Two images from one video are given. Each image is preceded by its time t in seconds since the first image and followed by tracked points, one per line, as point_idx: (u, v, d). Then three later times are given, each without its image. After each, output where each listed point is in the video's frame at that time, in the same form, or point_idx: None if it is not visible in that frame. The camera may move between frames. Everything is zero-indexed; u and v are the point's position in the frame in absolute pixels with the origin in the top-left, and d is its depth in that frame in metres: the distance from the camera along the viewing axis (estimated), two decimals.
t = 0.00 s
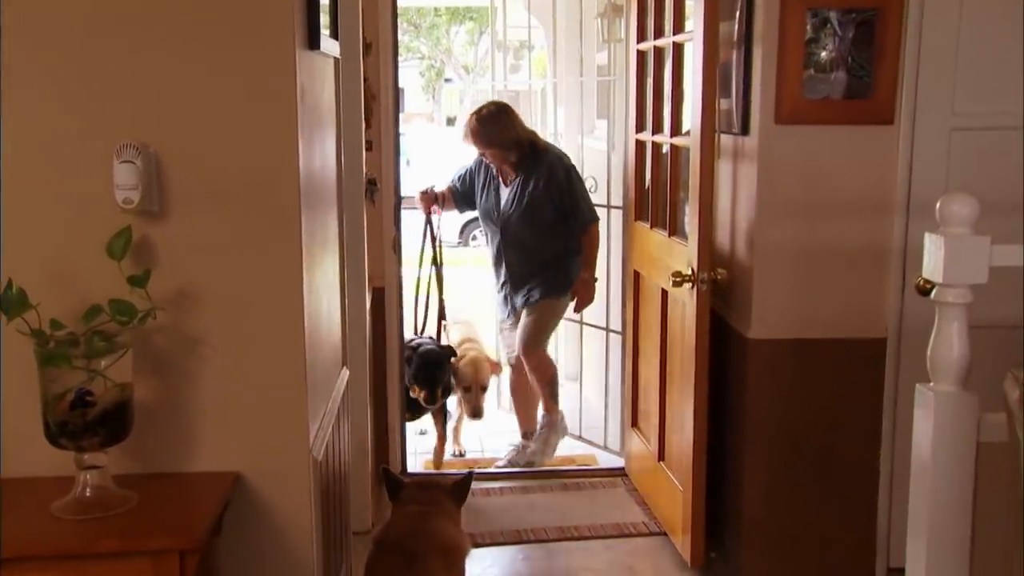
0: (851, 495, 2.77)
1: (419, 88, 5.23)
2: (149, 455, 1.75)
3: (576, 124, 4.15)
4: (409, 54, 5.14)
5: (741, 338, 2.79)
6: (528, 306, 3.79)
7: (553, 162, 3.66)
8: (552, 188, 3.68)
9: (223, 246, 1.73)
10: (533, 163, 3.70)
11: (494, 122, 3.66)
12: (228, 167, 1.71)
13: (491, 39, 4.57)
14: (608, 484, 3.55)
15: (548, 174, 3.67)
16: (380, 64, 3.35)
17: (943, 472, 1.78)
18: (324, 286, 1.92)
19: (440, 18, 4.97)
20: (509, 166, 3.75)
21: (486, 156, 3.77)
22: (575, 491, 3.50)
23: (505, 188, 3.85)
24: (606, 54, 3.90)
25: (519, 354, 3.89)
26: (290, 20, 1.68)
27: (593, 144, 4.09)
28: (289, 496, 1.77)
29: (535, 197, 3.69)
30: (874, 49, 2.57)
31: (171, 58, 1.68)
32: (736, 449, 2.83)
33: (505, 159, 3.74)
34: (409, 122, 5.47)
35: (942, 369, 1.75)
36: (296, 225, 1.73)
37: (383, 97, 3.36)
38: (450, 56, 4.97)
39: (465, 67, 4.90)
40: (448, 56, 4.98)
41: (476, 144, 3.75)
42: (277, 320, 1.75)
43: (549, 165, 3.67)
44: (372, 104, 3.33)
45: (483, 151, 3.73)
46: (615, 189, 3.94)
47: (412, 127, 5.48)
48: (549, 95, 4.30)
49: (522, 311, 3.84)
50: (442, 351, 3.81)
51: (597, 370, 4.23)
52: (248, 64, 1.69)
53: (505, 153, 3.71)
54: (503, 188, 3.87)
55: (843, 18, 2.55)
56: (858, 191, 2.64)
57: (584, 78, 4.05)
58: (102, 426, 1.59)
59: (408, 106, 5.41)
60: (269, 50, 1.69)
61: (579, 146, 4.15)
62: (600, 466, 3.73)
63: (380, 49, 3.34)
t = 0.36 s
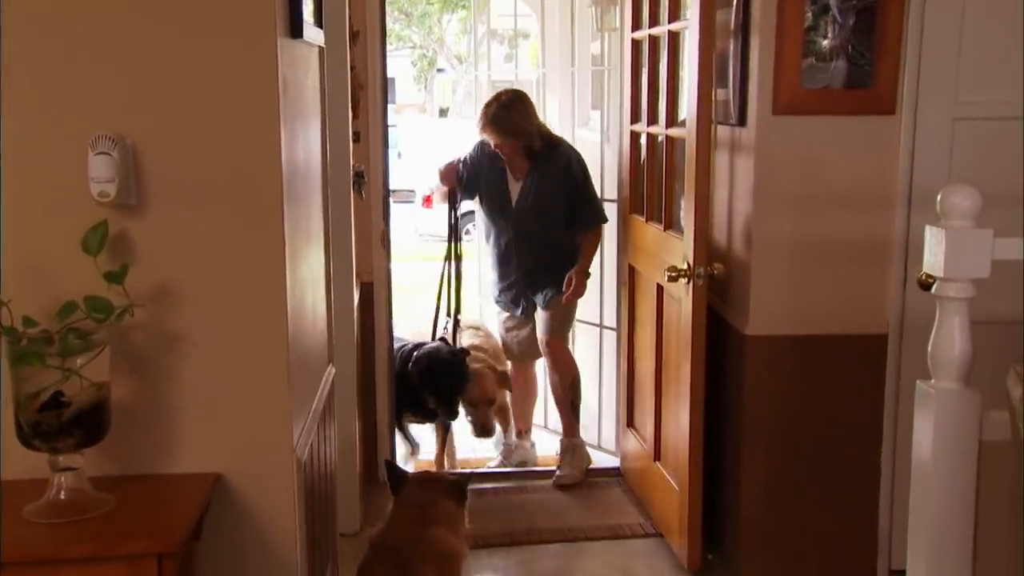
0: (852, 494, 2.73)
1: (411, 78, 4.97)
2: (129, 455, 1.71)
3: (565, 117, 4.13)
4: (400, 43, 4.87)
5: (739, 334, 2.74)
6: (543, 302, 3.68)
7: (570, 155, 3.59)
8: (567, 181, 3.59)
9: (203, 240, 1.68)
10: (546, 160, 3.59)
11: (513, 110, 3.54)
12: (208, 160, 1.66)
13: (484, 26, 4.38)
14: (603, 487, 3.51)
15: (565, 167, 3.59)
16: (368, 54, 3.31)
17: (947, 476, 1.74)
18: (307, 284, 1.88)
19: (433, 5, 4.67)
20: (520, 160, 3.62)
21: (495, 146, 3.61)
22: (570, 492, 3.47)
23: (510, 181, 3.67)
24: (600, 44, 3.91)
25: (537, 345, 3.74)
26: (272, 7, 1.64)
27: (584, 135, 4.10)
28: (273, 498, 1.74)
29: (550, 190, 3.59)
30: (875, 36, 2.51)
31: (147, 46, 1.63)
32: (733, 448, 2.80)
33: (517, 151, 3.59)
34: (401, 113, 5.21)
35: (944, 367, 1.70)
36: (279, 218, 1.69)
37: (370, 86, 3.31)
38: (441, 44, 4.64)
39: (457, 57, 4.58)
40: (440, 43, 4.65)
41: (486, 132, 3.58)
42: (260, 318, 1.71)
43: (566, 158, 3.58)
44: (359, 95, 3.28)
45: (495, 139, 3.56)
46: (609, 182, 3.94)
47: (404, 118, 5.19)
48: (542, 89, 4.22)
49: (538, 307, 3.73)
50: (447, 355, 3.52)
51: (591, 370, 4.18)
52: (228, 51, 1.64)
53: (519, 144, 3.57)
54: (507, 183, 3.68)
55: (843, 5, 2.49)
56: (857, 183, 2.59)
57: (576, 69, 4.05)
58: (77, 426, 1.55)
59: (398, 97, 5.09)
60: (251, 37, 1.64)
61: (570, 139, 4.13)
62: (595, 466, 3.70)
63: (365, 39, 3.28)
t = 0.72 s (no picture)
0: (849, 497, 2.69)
1: (399, 71, 4.67)
2: (104, 457, 1.67)
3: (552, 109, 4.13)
4: (387, 34, 4.55)
5: (731, 332, 2.70)
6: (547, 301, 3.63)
7: (582, 154, 3.55)
8: (578, 180, 3.54)
9: (178, 237, 1.64)
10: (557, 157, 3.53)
11: (529, 106, 3.46)
12: (185, 153, 1.62)
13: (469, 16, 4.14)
14: (595, 488, 3.48)
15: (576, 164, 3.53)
16: (353, 43, 3.25)
17: (946, 483, 1.70)
18: (287, 282, 1.84)
19: None
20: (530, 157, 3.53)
21: (508, 144, 3.53)
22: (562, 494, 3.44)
23: (519, 181, 3.59)
24: (590, 35, 3.92)
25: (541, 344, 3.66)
26: None
27: (574, 123, 4.12)
28: (253, 500, 1.70)
29: (561, 188, 3.53)
30: (872, 25, 2.47)
31: (121, 36, 1.58)
32: (726, 446, 2.76)
33: (529, 149, 3.52)
34: (388, 107, 4.86)
35: (940, 365, 1.67)
36: (259, 215, 1.65)
37: (355, 79, 3.26)
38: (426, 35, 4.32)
39: (446, 48, 4.22)
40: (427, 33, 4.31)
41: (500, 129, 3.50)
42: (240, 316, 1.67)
43: (577, 157, 3.54)
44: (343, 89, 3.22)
45: (509, 136, 3.49)
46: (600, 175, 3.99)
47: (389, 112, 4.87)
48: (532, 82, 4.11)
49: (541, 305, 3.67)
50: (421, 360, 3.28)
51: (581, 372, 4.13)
52: (206, 42, 1.60)
53: (534, 139, 3.50)
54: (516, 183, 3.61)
55: None
56: (851, 177, 2.56)
57: (563, 63, 4.01)
58: (50, 429, 1.50)
59: (386, 90, 4.77)
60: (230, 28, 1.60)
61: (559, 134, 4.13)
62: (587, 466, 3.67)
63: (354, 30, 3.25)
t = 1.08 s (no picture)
0: (836, 493, 2.69)
1: (385, 66, 4.50)
2: (84, 455, 1.65)
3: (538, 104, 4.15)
4: (373, 29, 4.39)
5: (717, 328, 2.69)
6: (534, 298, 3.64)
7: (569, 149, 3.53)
8: (567, 177, 3.51)
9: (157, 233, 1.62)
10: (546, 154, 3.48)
11: (521, 96, 3.41)
12: (165, 149, 1.60)
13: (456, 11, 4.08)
14: (582, 484, 3.48)
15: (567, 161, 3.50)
16: (336, 39, 3.23)
17: (928, 479, 1.70)
18: (269, 279, 1.83)
19: None
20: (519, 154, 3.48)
21: (499, 139, 3.44)
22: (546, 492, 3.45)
23: (507, 182, 3.51)
24: (579, 28, 3.98)
25: (529, 338, 3.69)
26: None
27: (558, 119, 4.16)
28: (235, 499, 1.69)
29: (551, 184, 3.49)
30: (857, 21, 2.46)
31: (99, 32, 1.56)
32: (712, 443, 2.76)
33: (520, 146, 3.47)
34: (375, 102, 4.70)
35: (923, 363, 1.67)
36: (240, 212, 1.63)
37: (339, 74, 3.25)
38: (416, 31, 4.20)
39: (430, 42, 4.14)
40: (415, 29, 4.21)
41: (493, 123, 3.42)
42: (221, 313, 1.65)
43: (565, 153, 3.51)
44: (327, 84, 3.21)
45: (503, 129, 3.41)
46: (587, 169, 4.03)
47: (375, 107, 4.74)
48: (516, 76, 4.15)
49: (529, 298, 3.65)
50: (424, 364, 3.11)
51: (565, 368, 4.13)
52: (186, 37, 1.58)
53: (525, 134, 3.44)
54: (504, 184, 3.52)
55: None
56: (838, 172, 2.56)
57: (549, 55, 4.05)
58: (27, 428, 1.49)
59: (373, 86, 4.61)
60: (210, 22, 1.58)
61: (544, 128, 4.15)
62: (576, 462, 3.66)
63: (337, 25, 3.22)
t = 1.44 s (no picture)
0: (817, 484, 2.71)
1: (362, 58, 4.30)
2: (71, 451, 1.65)
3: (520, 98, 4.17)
4: (351, 22, 4.25)
5: (701, 321, 2.71)
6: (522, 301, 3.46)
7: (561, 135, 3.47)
8: (559, 165, 3.46)
9: (143, 227, 1.61)
10: (539, 142, 3.42)
11: (515, 82, 3.35)
12: (151, 142, 1.60)
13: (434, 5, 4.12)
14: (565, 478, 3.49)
15: (560, 149, 3.45)
16: (317, 32, 3.22)
17: (911, 469, 1.73)
18: (255, 273, 1.83)
19: None
20: (512, 141, 3.41)
21: (493, 126, 3.36)
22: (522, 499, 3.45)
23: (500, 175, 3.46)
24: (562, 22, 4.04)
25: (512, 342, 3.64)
26: None
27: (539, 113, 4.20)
28: (223, 494, 1.69)
29: (544, 173, 3.44)
30: (840, 15, 2.48)
31: (84, 24, 1.55)
32: (695, 435, 2.78)
33: (513, 134, 3.39)
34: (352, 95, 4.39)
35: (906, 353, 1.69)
36: (227, 205, 1.63)
37: (321, 67, 3.23)
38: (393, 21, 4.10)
39: (409, 36, 4.14)
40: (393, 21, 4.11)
41: (486, 108, 3.34)
42: (208, 307, 1.65)
43: (556, 140, 3.45)
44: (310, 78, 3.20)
45: (497, 114, 3.33)
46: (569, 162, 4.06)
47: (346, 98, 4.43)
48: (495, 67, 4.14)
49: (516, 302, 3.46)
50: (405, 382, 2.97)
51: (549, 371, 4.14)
52: (172, 29, 1.58)
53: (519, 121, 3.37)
54: (497, 176, 3.47)
55: None
56: (821, 164, 2.57)
57: (531, 48, 4.08)
58: (13, 423, 1.48)
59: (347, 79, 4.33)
60: (196, 13, 1.57)
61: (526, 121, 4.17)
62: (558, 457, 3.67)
63: (319, 18, 3.21)
